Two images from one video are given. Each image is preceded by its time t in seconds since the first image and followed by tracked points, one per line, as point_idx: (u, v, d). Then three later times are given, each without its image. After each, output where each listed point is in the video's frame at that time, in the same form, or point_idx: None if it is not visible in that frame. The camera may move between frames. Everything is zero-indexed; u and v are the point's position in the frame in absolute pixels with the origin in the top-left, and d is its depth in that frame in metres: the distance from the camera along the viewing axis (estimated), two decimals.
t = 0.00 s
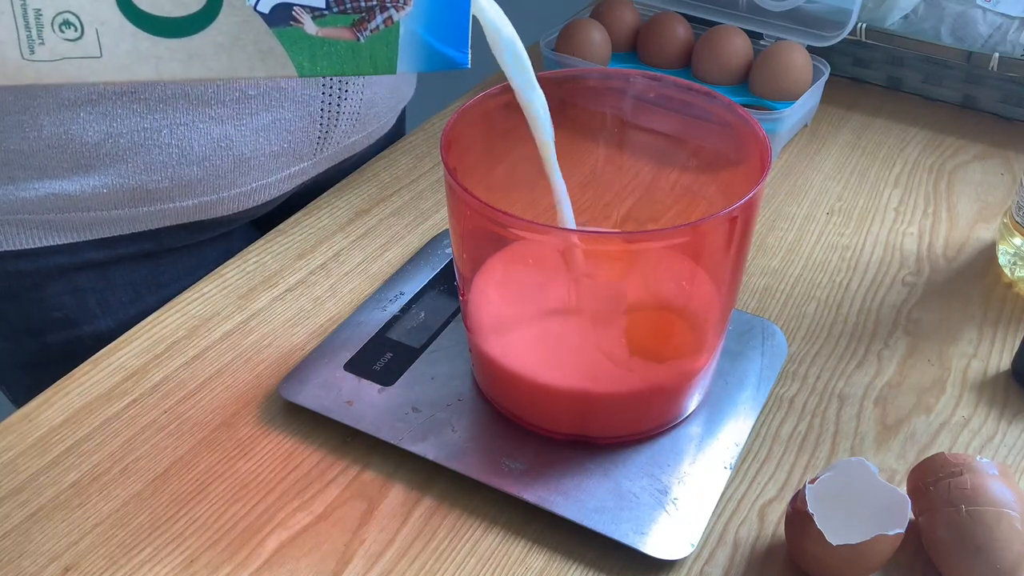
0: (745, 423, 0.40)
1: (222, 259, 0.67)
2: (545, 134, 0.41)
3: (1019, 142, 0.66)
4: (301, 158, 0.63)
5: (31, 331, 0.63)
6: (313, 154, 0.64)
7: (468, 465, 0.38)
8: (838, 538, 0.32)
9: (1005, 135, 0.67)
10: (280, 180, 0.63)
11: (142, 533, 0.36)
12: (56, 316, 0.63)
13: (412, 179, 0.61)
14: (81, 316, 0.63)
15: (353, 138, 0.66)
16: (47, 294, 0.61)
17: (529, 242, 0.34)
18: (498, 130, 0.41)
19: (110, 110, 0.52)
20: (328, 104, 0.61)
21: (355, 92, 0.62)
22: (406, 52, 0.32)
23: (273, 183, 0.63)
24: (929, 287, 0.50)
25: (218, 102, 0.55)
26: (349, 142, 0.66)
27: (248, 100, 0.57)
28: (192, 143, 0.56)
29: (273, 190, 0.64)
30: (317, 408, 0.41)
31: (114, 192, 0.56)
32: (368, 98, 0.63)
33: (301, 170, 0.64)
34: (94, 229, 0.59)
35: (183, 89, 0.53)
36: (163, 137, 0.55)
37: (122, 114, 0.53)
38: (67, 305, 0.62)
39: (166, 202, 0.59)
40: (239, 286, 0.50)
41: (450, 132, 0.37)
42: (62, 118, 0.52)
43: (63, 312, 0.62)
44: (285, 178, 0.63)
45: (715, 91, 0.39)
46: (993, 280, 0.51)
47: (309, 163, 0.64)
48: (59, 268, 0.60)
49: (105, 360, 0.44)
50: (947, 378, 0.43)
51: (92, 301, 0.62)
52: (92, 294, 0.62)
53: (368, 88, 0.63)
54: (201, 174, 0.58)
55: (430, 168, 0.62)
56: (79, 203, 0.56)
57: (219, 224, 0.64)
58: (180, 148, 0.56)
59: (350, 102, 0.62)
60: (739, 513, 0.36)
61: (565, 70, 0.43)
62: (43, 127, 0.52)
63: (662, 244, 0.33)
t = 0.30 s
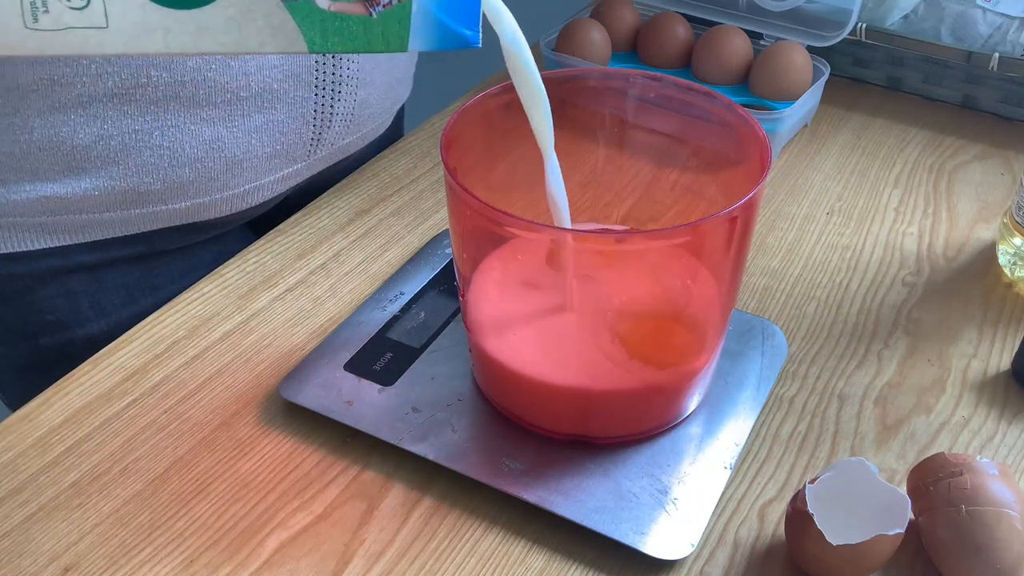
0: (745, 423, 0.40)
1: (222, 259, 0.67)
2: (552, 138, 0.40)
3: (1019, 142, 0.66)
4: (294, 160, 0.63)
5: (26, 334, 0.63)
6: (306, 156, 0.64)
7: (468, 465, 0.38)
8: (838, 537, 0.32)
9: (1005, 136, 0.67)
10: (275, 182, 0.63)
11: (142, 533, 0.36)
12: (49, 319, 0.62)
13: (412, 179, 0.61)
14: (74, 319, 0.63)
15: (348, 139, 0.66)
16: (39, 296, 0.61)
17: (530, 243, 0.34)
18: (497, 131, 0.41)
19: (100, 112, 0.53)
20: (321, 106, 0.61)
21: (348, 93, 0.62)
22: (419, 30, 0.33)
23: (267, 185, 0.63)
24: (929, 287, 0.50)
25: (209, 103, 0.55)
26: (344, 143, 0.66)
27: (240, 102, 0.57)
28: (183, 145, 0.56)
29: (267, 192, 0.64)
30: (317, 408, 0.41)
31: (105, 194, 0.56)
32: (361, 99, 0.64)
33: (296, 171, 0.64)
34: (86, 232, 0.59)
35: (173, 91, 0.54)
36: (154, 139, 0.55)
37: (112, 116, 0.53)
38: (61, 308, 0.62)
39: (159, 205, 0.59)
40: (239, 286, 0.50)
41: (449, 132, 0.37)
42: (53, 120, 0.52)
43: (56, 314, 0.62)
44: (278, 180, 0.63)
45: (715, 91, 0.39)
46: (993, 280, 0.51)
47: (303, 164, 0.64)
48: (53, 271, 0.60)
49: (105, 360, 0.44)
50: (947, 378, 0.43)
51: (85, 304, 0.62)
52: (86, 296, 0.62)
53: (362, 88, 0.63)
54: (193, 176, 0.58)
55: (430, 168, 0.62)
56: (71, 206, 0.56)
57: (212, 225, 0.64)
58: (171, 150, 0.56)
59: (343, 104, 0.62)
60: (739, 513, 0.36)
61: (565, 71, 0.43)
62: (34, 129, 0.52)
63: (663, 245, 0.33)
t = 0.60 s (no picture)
0: (745, 423, 0.40)
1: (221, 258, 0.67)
2: (564, 141, 0.40)
3: (1019, 142, 0.66)
4: (294, 159, 0.63)
5: (25, 335, 0.63)
6: (306, 155, 0.64)
7: (468, 465, 0.38)
8: (838, 537, 0.32)
9: (1005, 135, 0.67)
10: (275, 181, 0.63)
11: (142, 533, 0.36)
12: (49, 319, 0.62)
13: (412, 179, 0.61)
14: (74, 320, 0.63)
15: (348, 139, 0.66)
16: (39, 296, 0.61)
17: (530, 244, 0.34)
18: (498, 131, 0.41)
19: (100, 111, 0.53)
20: (321, 105, 0.61)
21: (347, 92, 0.62)
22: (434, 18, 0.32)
23: (267, 184, 0.63)
24: (929, 287, 0.50)
25: (209, 103, 0.55)
26: (344, 143, 0.66)
27: (240, 101, 0.57)
28: (182, 144, 0.56)
29: (267, 192, 0.64)
30: (317, 408, 0.41)
31: (105, 194, 0.56)
32: (361, 99, 0.64)
33: (295, 171, 0.64)
34: (85, 231, 0.58)
35: (173, 90, 0.54)
36: (153, 138, 0.55)
37: (112, 115, 0.53)
38: (61, 308, 0.62)
39: (158, 204, 0.59)
40: (239, 286, 0.50)
41: (450, 133, 0.37)
42: (52, 119, 0.52)
43: (56, 314, 0.62)
44: (278, 179, 0.63)
45: (715, 91, 0.39)
46: (993, 280, 0.51)
47: (303, 163, 0.64)
48: (52, 271, 0.60)
49: (106, 360, 0.44)
50: (947, 378, 0.43)
51: (85, 304, 0.62)
52: (85, 296, 0.62)
53: (361, 88, 0.63)
54: (192, 175, 0.58)
55: (430, 167, 0.62)
56: (70, 206, 0.56)
57: (212, 226, 0.64)
58: (171, 149, 0.56)
59: (342, 103, 0.62)
60: (739, 513, 0.36)
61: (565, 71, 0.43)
62: (34, 128, 0.52)
63: (663, 245, 0.33)
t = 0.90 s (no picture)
0: (745, 423, 0.40)
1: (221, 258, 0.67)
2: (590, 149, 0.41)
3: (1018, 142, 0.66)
4: (294, 157, 0.63)
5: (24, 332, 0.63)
6: (306, 153, 0.64)
7: (468, 465, 0.38)
8: (838, 537, 0.32)
9: (1005, 136, 0.67)
10: (275, 178, 0.63)
11: (141, 533, 0.36)
12: (49, 316, 0.62)
13: (412, 179, 0.60)
14: (73, 316, 0.63)
15: (347, 137, 0.66)
16: (39, 293, 0.61)
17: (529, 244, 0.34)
18: (498, 130, 0.41)
19: (100, 107, 0.53)
20: (321, 102, 0.61)
21: (346, 90, 0.62)
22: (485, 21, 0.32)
23: (268, 181, 0.63)
24: (929, 287, 0.50)
25: (208, 99, 0.55)
26: (344, 141, 0.66)
27: (239, 98, 0.57)
28: (182, 141, 0.56)
29: (267, 189, 0.64)
30: (317, 408, 0.41)
31: (105, 191, 0.56)
32: (360, 96, 0.64)
33: (295, 168, 0.64)
34: (86, 228, 0.58)
35: (173, 87, 0.54)
36: (153, 135, 0.55)
37: (112, 112, 0.53)
38: (61, 304, 0.62)
39: (159, 201, 0.59)
40: (239, 286, 0.50)
41: (450, 132, 0.37)
42: (53, 115, 0.52)
43: (56, 311, 0.62)
44: (278, 177, 0.63)
45: (715, 91, 0.39)
46: (993, 280, 0.51)
47: (303, 161, 0.64)
48: (52, 268, 0.60)
49: (106, 360, 0.44)
50: (947, 378, 0.43)
51: (84, 301, 0.62)
52: (85, 293, 0.62)
53: (361, 86, 0.63)
54: (193, 172, 0.58)
55: (430, 168, 0.62)
56: (71, 202, 0.56)
57: (211, 224, 0.64)
58: (171, 147, 0.56)
59: (342, 101, 0.62)
60: (739, 512, 0.36)
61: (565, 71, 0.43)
62: (35, 124, 0.52)
63: (663, 245, 0.33)
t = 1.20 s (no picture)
0: (745, 423, 0.40)
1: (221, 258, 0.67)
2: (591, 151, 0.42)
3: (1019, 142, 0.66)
4: (295, 153, 0.63)
5: (28, 327, 0.63)
6: (307, 150, 0.64)
7: (468, 465, 0.38)
8: (839, 538, 0.32)
9: (1005, 135, 0.67)
10: (276, 174, 0.63)
11: (141, 533, 0.36)
12: (52, 312, 0.62)
13: (412, 179, 0.60)
14: (76, 312, 0.63)
15: (348, 134, 0.66)
16: (42, 288, 0.61)
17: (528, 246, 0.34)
18: (498, 130, 0.41)
19: (103, 103, 0.53)
20: (322, 97, 0.61)
21: (348, 86, 0.62)
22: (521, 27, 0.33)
23: (269, 177, 0.63)
24: (929, 287, 0.50)
25: (211, 95, 0.55)
26: (344, 138, 0.66)
27: (242, 94, 0.57)
28: (185, 137, 0.56)
29: (268, 185, 0.64)
30: (317, 408, 0.41)
31: (108, 186, 0.56)
32: (361, 93, 0.64)
33: (296, 165, 0.64)
34: (89, 223, 0.58)
35: (176, 82, 0.54)
36: (156, 130, 0.55)
37: (115, 107, 0.53)
38: (64, 300, 0.62)
39: (161, 197, 0.59)
40: (239, 286, 0.50)
41: (449, 132, 0.37)
42: (56, 111, 0.52)
43: (59, 307, 0.62)
44: (279, 172, 0.63)
45: (715, 91, 0.39)
46: (993, 280, 0.51)
47: (303, 158, 0.64)
48: (55, 263, 0.60)
49: (106, 360, 0.44)
50: (947, 378, 0.43)
51: (87, 296, 0.62)
52: (88, 289, 0.62)
53: (362, 82, 0.63)
54: (195, 168, 0.58)
55: (430, 168, 0.62)
56: (74, 197, 0.56)
57: (211, 221, 0.64)
58: (173, 142, 0.56)
59: (343, 98, 0.62)
60: (739, 512, 0.36)
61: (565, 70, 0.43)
62: (39, 120, 0.52)
63: (663, 245, 0.33)
